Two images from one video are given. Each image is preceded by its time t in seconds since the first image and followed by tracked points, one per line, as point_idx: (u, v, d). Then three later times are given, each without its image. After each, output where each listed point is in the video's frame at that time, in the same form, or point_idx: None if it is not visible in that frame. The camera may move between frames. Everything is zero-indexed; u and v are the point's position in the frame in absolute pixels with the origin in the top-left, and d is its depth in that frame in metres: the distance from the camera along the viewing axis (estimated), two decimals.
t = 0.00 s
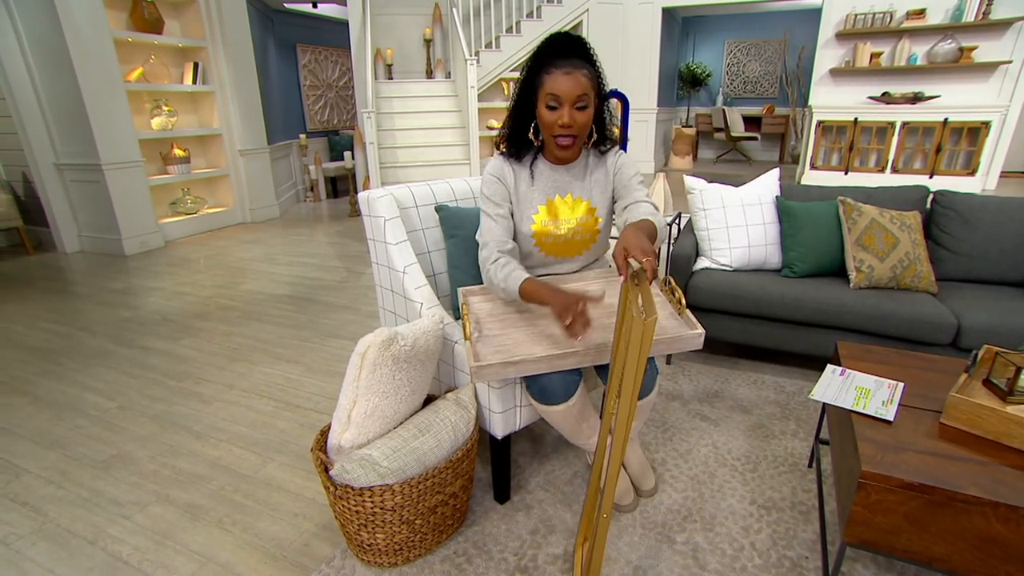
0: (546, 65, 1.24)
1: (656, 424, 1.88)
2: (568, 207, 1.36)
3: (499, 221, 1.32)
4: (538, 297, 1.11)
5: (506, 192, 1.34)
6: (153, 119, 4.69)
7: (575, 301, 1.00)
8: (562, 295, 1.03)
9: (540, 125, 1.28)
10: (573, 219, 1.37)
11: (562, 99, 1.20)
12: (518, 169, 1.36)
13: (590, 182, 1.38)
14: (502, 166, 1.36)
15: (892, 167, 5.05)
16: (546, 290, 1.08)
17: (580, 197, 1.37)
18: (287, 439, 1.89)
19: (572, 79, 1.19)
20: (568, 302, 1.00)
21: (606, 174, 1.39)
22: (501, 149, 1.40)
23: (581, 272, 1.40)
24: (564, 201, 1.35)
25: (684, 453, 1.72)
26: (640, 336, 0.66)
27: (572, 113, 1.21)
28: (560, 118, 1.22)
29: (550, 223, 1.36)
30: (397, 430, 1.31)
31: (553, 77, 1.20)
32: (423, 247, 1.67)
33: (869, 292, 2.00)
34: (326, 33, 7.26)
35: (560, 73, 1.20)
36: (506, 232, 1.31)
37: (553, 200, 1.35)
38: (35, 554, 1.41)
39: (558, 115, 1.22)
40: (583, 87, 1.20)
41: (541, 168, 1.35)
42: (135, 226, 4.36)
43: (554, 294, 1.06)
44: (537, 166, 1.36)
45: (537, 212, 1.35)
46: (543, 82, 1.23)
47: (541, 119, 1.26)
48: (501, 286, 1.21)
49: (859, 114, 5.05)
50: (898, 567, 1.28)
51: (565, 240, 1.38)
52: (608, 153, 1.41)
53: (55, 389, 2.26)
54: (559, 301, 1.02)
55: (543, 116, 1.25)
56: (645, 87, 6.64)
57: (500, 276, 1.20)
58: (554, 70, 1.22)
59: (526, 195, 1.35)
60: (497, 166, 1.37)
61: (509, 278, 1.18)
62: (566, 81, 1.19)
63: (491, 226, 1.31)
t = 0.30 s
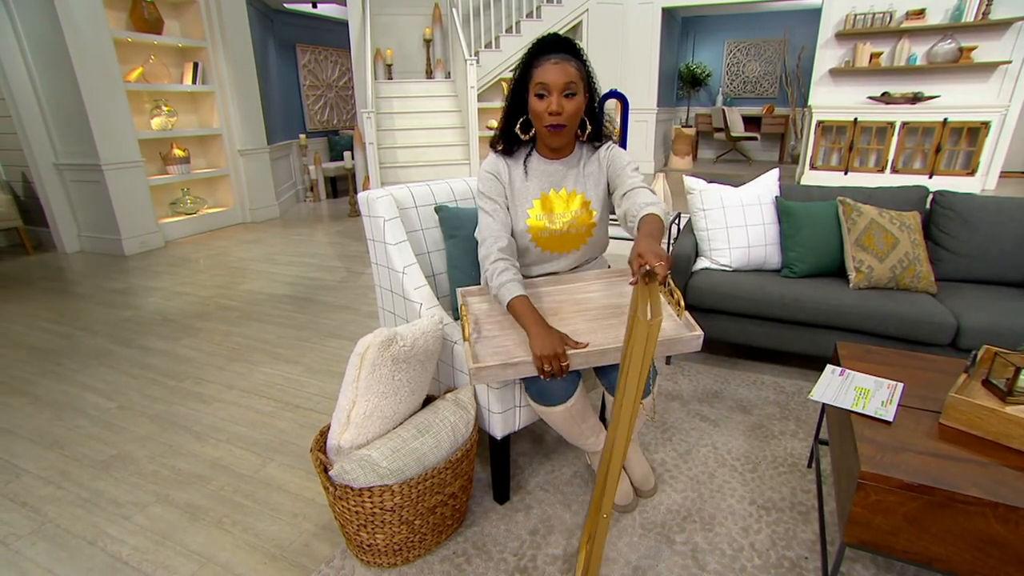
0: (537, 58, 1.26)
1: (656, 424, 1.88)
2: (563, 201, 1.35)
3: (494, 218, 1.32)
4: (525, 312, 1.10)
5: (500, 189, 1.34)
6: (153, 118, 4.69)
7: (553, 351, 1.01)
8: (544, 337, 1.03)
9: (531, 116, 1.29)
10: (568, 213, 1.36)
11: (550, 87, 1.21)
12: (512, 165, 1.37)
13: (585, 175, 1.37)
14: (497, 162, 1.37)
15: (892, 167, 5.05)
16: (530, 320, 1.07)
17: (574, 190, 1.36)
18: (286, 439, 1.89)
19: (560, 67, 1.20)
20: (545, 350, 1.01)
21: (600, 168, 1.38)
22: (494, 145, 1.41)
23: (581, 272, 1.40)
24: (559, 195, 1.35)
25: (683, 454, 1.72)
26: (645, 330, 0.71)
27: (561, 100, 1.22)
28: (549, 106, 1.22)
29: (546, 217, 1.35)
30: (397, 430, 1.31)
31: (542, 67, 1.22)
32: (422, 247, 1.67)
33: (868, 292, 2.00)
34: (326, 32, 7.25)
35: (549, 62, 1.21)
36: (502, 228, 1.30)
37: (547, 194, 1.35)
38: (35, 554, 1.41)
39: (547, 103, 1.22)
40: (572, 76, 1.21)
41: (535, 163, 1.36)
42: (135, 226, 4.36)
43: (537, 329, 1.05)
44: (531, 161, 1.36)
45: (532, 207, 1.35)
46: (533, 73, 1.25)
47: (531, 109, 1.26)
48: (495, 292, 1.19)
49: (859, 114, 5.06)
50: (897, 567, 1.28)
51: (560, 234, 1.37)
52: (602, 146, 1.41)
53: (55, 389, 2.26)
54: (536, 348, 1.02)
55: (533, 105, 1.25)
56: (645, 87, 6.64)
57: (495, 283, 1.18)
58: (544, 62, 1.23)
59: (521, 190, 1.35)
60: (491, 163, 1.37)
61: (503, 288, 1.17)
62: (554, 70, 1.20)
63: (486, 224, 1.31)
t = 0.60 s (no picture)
0: (536, 59, 1.26)
1: (655, 425, 1.88)
2: (563, 202, 1.36)
3: (493, 219, 1.32)
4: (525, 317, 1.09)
5: (499, 190, 1.35)
6: (152, 119, 4.69)
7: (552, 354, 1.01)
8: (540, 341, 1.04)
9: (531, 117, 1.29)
10: (568, 213, 1.36)
11: (550, 87, 1.21)
12: (511, 166, 1.37)
13: (584, 176, 1.37)
14: (496, 164, 1.37)
15: (891, 167, 5.04)
16: (529, 326, 1.06)
17: (574, 191, 1.36)
18: (286, 439, 1.89)
19: (559, 67, 1.20)
20: (543, 354, 1.01)
21: (600, 168, 1.38)
22: (494, 146, 1.41)
23: (581, 274, 1.40)
24: (558, 195, 1.35)
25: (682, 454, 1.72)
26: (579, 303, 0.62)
27: (560, 100, 1.22)
28: (548, 106, 1.22)
29: (546, 218, 1.35)
30: (396, 431, 1.32)
31: (541, 67, 1.21)
32: (422, 248, 1.67)
33: (868, 293, 2.00)
34: (325, 32, 7.24)
35: (548, 62, 1.21)
36: (502, 230, 1.30)
37: (546, 194, 1.35)
38: (34, 555, 1.41)
39: (546, 103, 1.22)
40: (571, 76, 1.21)
41: (535, 163, 1.36)
42: (135, 226, 4.35)
43: (534, 333, 1.05)
44: (530, 162, 1.36)
45: (531, 208, 1.35)
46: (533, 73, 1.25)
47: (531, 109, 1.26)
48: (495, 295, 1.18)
49: (859, 114, 5.06)
50: (896, 568, 1.28)
51: (560, 235, 1.37)
52: (602, 147, 1.41)
53: (54, 389, 2.26)
54: (534, 351, 1.02)
55: (533, 106, 1.25)
56: (645, 87, 6.64)
57: (496, 286, 1.18)
58: (543, 62, 1.23)
59: (519, 191, 1.35)
60: (490, 164, 1.38)
61: (503, 291, 1.16)
62: (553, 70, 1.20)
63: (485, 225, 1.31)
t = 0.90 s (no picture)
0: (540, 63, 1.26)
1: (653, 426, 1.87)
2: (566, 202, 1.36)
3: (496, 220, 1.32)
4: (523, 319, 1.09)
5: (501, 190, 1.34)
6: (152, 119, 4.69)
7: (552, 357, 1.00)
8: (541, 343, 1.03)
9: (535, 121, 1.28)
10: (570, 214, 1.36)
11: (555, 92, 1.20)
12: (513, 167, 1.37)
13: (586, 177, 1.37)
14: (497, 164, 1.37)
15: (890, 168, 5.04)
16: (530, 327, 1.06)
17: (576, 192, 1.36)
18: (284, 440, 1.89)
19: (564, 72, 1.20)
20: (543, 356, 1.01)
21: (601, 169, 1.38)
22: (496, 148, 1.40)
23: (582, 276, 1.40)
24: (561, 196, 1.35)
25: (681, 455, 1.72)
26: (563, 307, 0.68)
27: (566, 106, 1.21)
28: (554, 112, 1.22)
29: (547, 218, 1.35)
30: (395, 432, 1.32)
31: (546, 71, 1.21)
32: (421, 249, 1.67)
33: (866, 293, 2.00)
34: (325, 32, 7.24)
35: (553, 67, 1.21)
36: (504, 230, 1.30)
37: (548, 195, 1.35)
38: (32, 557, 1.41)
39: (552, 108, 1.22)
40: (576, 81, 1.21)
41: (537, 165, 1.36)
42: (134, 226, 4.36)
43: (535, 335, 1.05)
44: (533, 163, 1.36)
45: (533, 208, 1.35)
46: (537, 78, 1.24)
47: (536, 114, 1.26)
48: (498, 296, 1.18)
49: (858, 114, 5.05)
50: (894, 568, 1.29)
51: (562, 235, 1.37)
52: (603, 149, 1.41)
53: (53, 390, 2.26)
54: (534, 354, 1.02)
55: (537, 110, 1.25)
56: (644, 87, 6.64)
57: (499, 287, 1.18)
58: (547, 66, 1.23)
59: (521, 191, 1.35)
60: (492, 165, 1.37)
61: (505, 293, 1.16)
62: (558, 75, 1.19)
63: (487, 226, 1.31)
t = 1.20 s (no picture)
0: (539, 66, 1.25)
1: (651, 427, 1.87)
2: (564, 204, 1.36)
3: (493, 223, 1.32)
4: (521, 320, 1.10)
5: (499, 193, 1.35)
6: (151, 119, 4.68)
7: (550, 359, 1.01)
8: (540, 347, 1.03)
9: (534, 123, 1.28)
10: (568, 215, 1.36)
11: (555, 95, 1.20)
12: (511, 169, 1.37)
13: (584, 179, 1.37)
14: (496, 167, 1.37)
15: (889, 168, 5.04)
16: (528, 329, 1.07)
17: (574, 194, 1.36)
18: (283, 442, 1.89)
19: (564, 75, 1.19)
20: (542, 358, 1.01)
21: (599, 171, 1.38)
22: (495, 150, 1.40)
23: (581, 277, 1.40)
24: (559, 198, 1.35)
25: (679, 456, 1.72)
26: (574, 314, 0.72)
27: (566, 109, 1.21)
28: (553, 115, 1.21)
29: (545, 220, 1.35)
30: (392, 433, 1.32)
31: (546, 75, 1.20)
32: (419, 250, 1.67)
33: (865, 294, 2.00)
34: (323, 32, 7.23)
35: (553, 70, 1.20)
36: (502, 233, 1.30)
37: (546, 197, 1.35)
38: (29, 558, 1.41)
39: (552, 112, 1.22)
40: (576, 84, 1.21)
41: (535, 167, 1.36)
42: (133, 226, 4.35)
43: (533, 338, 1.05)
44: (531, 166, 1.36)
45: (531, 210, 1.35)
46: (537, 80, 1.24)
47: (535, 117, 1.26)
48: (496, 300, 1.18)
49: (857, 114, 5.05)
50: (891, 570, 1.28)
51: (561, 237, 1.37)
52: (601, 150, 1.41)
53: (51, 391, 2.25)
54: (533, 356, 1.02)
55: (537, 113, 1.25)
56: (644, 87, 6.64)
57: (497, 291, 1.18)
58: (547, 69, 1.22)
59: (519, 193, 1.35)
60: (490, 168, 1.38)
61: (504, 297, 1.16)
62: (558, 78, 1.19)
63: (485, 229, 1.31)
